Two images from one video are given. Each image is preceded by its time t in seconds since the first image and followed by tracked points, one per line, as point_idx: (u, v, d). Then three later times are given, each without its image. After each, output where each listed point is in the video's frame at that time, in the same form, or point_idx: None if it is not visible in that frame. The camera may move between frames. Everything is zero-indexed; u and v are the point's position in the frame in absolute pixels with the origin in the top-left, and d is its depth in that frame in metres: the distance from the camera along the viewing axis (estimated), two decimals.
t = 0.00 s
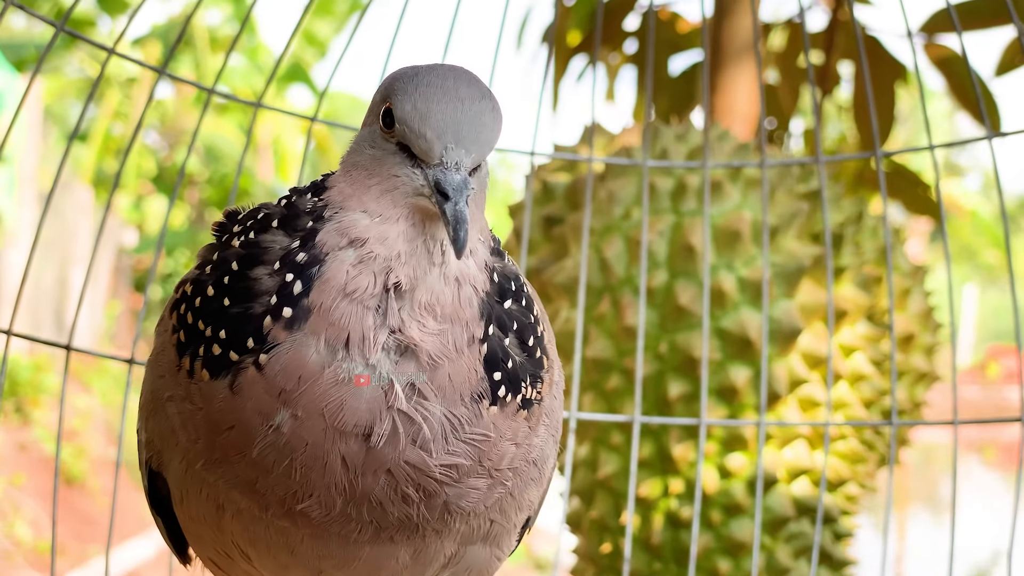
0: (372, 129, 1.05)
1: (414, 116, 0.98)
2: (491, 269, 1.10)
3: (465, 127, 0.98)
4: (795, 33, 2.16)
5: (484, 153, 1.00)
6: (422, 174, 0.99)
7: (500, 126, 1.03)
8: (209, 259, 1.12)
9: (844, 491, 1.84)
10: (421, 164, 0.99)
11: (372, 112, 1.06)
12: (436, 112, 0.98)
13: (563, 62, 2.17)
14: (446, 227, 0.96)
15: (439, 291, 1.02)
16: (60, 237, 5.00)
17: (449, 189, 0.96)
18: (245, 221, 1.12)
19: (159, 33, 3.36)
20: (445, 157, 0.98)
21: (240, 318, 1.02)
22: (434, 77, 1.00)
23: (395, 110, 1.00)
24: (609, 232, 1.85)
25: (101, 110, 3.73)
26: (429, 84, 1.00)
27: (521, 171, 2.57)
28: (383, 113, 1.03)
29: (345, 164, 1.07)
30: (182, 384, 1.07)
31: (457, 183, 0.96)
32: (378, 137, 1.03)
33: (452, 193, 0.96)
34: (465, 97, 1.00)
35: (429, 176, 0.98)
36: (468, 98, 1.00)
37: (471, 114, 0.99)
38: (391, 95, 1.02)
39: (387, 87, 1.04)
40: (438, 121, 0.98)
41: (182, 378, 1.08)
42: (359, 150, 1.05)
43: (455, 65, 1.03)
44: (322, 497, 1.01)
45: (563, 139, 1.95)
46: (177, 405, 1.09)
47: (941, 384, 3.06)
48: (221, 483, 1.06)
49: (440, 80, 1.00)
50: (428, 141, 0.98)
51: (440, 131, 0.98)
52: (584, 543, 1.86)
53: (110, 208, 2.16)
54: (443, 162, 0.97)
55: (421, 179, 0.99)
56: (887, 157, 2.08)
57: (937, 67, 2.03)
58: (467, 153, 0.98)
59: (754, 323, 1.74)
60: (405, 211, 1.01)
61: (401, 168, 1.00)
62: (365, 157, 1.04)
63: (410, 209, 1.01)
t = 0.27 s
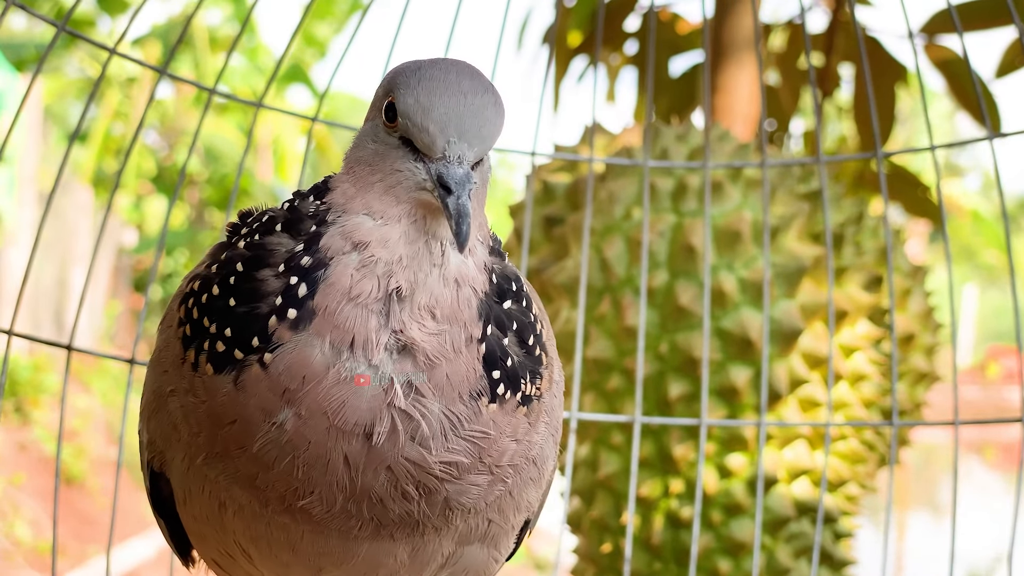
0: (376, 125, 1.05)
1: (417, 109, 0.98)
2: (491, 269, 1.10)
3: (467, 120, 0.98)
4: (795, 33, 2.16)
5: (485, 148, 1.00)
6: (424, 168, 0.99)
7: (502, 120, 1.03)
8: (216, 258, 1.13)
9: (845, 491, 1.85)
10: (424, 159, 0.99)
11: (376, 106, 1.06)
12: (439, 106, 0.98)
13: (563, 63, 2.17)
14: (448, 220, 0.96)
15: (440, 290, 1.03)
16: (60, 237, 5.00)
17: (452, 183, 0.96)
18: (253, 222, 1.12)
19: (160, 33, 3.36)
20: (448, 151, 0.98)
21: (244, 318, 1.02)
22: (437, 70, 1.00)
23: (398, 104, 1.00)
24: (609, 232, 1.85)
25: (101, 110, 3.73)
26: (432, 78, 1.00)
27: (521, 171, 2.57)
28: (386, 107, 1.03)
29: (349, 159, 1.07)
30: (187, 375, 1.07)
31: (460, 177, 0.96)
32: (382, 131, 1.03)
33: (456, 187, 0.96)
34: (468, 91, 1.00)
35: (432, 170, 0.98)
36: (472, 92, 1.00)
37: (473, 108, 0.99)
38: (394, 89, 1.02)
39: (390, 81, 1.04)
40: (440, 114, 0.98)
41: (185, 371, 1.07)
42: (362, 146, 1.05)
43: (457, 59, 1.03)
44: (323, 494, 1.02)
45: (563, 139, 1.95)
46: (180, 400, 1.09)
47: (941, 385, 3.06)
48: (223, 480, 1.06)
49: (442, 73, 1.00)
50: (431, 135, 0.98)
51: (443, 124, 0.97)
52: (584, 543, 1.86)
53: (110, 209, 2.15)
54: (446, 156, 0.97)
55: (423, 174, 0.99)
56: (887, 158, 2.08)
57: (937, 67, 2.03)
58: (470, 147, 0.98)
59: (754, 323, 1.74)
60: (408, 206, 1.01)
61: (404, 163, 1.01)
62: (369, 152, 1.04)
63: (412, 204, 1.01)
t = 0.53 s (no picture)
0: (375, 123, 1.05)
1: (416, 107, 0.99)
2: (491, 272, 1.09)
3: (467, 119, 0.98)
4: (795, 33, 2.16)
5: (486, 145, 1.00)
6: (424, 167, 1.00)
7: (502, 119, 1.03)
8: (214, 260, 1.13)
9: (845, 492, 1.84)
10: (425, 158, 0.99)
11: (376, 105, 1.06)
12: (438, 104, 0.98)
13: (563, 63, 2.17)
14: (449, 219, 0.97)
15: (438, 294, 1.02)
16: (59, 237, 5.00)
17: (453, 181, 0.97)
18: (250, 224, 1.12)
19: (160, 33, 3.36)
20: (447, 149, 0.98)
21: (242, 320, 1.02)
22: (437, 68, 1.01)
23: (398, 102, 1.00)
24: (610, 232, 1.85)
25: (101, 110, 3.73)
26: (431, 75, 1.00)
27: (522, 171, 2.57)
28: (386, 105, 1.03)
29: (348, 157, 1.07)
30: (183, 380, 1.07)
31: (460, 175, 0.97)
32: (382, 130, 1.03)
33: (455, 185, 0.96)
34: (468, 89, 1.00)
35: (432, 169, 0.99)
36: (471, 91, 1.00)
37: (474, 106, 0.99)
38: (394, 87, 1.02)
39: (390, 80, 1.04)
40: (441, 112, 0.98)
41: (183, 373, 1.07)
42: (361, 145, 1.06)
43: (458, 57, 1.03)
44: (320, 497, 1.01)
45: (564, 139, 1.95)
46: (178, 402, 1.09)
47: (941, 385, 3.06)
48: (220, 482, 1.06)
49: (442, 71, 1.01)
50: (431, 133, 0.98)
51: (443, 123, 0.98)
52: (584, 544, 1.85)
53: (110, 208, 2.15)
54: (446, 155, 0.98)
55: (423, 173, 1.00)
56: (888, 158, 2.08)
57: (937, 67, 2.03)
58: (470, 145, 0.98)
59: (755, 323, 1.74)
60: (409, 204, 1.02)
61: (403, 161, 1.01)
62: (368, 151, 1.04)
63: (413, 202, 1.02)
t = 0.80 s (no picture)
0: (375, 133, 1.02)
1: (419, 109, 0.97)
2: (494, 273, 1.09)
3: (471, 112, 0.97)
4: (795, 33, 2.16)
5: (492, 136, 0.99)
6: (436, 167, 0.97)
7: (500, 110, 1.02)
8: (219, 258, 1.13)
9: (845, 491, 1.84)
10: (434, 158, 0.97)
11: (370, 116, 1.03)
12: (441, 102, 0.96)
13: (563, 63, 2.17)
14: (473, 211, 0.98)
15: (443, 294, 1.02)
16: (59, 238, 5.00)
17: (470, 176, 0.96)
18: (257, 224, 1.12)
19: (160, 33, 3.36)
20: (457, 145, 0.96)
21: (247, 320, 1.02)
22: (431, 68, 0.99)
23: (398, 108, 0.98)
24: (610, 232, 1.85)
25: (101, 110, 3.73)
26: (429, 76, 0.99)
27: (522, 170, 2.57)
28: (384, 113, 1.00)
29: (352, 171, 1.04)
30: (188, 374, 1.07)
31: (476, 168, 0.96)
32: (383, 137, 1.00)
33: (474, 178, 0.96)
34: (466, 84, 0.98)
35: (445, 168, 0.97)
36: (470, 85, 0.99)
37: (475, 101, 0.98)
38: (390, 93, 1.00)
39: (384, 88, 1.02)
40: (445, 111, 0.96)
41: (187, 369, 1.07)
42: (364, 156, 1.03)
43: (452, 55, 1.01)
44: (322, 496, 1.02)
45: (564, 139, 1.95)
46: (181, 398, 1.08)
47: (942, 385, 3.06)
48: (222, 480, 1.06)
49: (439, 71, 0.99)
50: (438, 133, 0.96)
51: (449, 120, 0.96)
52: (584, 543, 1.85)
53: (110, 209, 2.15)
54: (456, 150, 0.96)
55: (436, 172, 0.97)
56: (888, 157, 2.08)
57: (937, 67, 2.03)
58: (478, 138, 0.97)
59: (755, 323, 1.74)
60: (426, 205, 1.00)
61: (413, 165, 0.98)
62: (372, 161, 1.01)
63: (431, 203, 1.00)
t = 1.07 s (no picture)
0: (370, 122, 1.09)
1: (416, 90, 1.04)
2: (498, 256, 1.11)
3: (467, 87, 1.05)
4: (795, 34, 2.16)
5: (488, 108, 1.07)
6: (439, 145, 1.03)
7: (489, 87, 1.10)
8: (222, 258, 1.12)
9: (846, 491, 1.84)
10: (435, 137, 1.04)
11: (365, 105, 1.11)
12: (438, 81, 1.04)
13: (564, 63, 2.16)
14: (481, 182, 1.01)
15: (452, 277, 1.03)
16: (59, 238, 5.00)
17: (473, 148, 1.01)
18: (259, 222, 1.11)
19: (160, 33, 3.36)
20: (457, 121, 1.04)
21: (257, 314, 1.02)
22: (423, 51, 1.06)
23: (394, 92, 1.06)
24: (610, 232, 1.85)
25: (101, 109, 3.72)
26: (421, 58, 1.05)
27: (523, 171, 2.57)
28: (380, 100, 1.08)
29: (349, 161, 1.10)
30: (193, 371, 1.07)
31: (478, 142, 1.02)
32: (378, 124, 1.08)
33: (478, 151, 1.01)
34: (458, 60, 1.06)
35: (447, 143, 1.03)
36: (462, 61, 1.06)
37: (470, 76, 1.05)
38: (384, 81, 1.08)
39: (377, 79, 1.10)
40: (441, 89, 1.03)
41: (192, 366, 1.07)
42: (361, 145, 1.09)
43: (439, 39, 1.09)
44: (332, 488, 1.01)
45: (565, 139, 1.95)
46: (186, 396, 1.08)
47: (943, 384, 3.06)
48: (228, 477, 1.06)
49: (429, 52, 1.06)
50: (437, 111, 1.03)
51: (447, 98, 1.03)
52: (585, 543, 1.86)
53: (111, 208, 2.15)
54: (457, 126, 1.03)
55: (440, 150, 1.03)
56: (889, 157, 2.08)
57: (939, 69, 2.03)
58: (477, 113, 1.05)
59: (756, 322, 1.73)
60: (429, 184, 1.05)
61: (414, 146, 1.05)
62: (370, 149, 1.08)
63: (440, 181, 1.05)
